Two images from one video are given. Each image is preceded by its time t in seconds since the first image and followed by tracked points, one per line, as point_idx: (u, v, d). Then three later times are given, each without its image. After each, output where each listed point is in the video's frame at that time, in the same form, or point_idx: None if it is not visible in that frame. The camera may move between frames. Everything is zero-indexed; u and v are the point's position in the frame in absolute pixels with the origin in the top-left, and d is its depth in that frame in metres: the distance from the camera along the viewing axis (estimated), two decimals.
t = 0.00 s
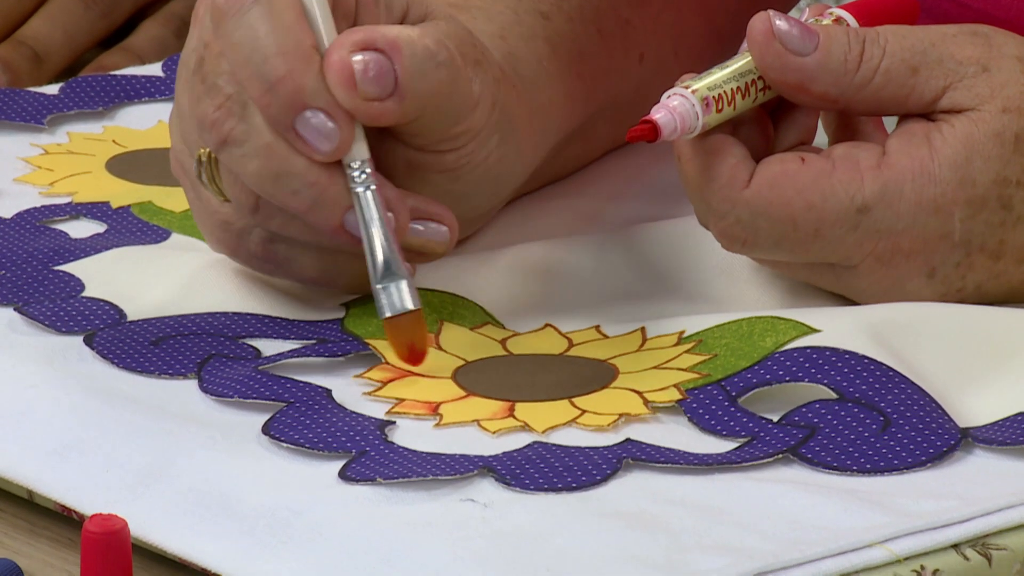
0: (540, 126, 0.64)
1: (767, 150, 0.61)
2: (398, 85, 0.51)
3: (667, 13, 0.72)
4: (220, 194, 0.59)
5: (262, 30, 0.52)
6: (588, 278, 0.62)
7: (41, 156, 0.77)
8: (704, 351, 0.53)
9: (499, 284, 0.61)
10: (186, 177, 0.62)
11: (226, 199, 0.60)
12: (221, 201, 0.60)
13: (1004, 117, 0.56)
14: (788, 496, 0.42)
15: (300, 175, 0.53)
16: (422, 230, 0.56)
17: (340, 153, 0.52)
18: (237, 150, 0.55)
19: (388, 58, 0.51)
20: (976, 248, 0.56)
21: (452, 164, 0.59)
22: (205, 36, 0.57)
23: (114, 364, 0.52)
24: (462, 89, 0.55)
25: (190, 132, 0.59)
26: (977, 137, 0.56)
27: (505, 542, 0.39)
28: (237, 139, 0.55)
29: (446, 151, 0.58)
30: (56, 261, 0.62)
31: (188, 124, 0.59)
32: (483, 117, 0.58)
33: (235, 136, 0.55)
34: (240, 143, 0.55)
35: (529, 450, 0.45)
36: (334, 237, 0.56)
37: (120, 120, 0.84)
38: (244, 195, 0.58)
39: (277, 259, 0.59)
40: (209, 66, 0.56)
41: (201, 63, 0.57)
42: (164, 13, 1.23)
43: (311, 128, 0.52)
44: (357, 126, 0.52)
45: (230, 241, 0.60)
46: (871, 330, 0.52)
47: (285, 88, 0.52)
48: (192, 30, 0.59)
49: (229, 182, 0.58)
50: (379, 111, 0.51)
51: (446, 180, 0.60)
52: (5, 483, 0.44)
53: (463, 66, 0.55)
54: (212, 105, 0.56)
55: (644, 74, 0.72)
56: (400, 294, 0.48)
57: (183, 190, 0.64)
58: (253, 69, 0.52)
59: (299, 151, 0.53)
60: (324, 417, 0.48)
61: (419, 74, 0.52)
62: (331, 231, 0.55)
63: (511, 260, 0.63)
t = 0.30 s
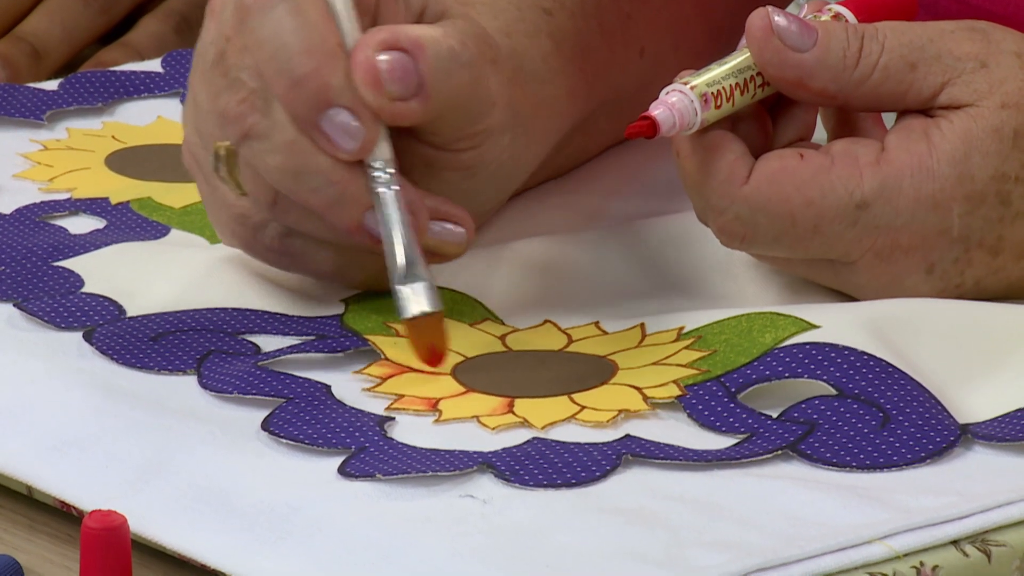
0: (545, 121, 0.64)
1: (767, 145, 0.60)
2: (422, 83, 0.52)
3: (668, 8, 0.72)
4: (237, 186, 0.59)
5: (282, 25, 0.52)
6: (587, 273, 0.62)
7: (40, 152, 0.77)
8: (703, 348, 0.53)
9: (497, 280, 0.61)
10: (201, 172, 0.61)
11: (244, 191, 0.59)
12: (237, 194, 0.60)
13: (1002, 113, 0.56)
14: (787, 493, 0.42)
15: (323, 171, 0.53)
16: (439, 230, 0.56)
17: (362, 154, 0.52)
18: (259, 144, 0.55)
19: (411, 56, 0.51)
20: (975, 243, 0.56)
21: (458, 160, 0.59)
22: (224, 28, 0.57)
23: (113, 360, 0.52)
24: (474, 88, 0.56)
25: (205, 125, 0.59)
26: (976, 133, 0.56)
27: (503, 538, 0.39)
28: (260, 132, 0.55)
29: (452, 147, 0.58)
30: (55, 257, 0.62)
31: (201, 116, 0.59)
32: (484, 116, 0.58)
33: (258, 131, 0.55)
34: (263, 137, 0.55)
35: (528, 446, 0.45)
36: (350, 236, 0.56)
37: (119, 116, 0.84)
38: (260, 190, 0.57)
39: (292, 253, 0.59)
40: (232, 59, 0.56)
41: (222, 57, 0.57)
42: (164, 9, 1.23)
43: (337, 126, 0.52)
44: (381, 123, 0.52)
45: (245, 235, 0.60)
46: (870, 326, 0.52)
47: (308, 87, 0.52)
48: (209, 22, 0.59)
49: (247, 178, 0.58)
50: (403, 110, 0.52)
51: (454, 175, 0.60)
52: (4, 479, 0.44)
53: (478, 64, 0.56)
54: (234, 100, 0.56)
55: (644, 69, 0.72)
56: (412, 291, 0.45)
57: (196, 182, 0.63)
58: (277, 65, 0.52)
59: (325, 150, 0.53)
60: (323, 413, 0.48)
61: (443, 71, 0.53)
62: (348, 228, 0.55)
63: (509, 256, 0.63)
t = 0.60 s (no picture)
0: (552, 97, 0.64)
1: (769, 142, 0.60)
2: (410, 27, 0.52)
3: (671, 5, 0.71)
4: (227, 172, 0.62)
5: None
6: (589, 270, 0.62)
7: (42, 149, 0.77)
8: (705, 346, 0.53)
9: (499, 276, 0.61)
10: (199, 164, 0.64)
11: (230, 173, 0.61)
12: (226, 176, 0.63)
13: (1005, 110, 0.56)
14: (788, 490, 0.42)
15: (283, 127, 0.53)
16: (408, 211, 0.55)
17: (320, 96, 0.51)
18: (226, 108, 0.56)
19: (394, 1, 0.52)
20: (978, 241, 0.56)
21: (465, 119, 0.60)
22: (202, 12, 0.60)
23: (115, 358, 0.52)
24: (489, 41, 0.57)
25: (197, 114, 0.62)
26: (979, 130, 0.56)
27: (505, 536, 0.39)
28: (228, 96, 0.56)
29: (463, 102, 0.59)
30: (57, 255, 0.62)
31: (190, 105, 0.63)
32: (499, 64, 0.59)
33: (225, 95, 0.56)
34: (229, 100, 0.56)
35: (529, 443, 0.45)
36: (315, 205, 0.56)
37: (121, 114, 0.83)
38: (242, 168, 0.60)
39: (281, 233, 0.61)
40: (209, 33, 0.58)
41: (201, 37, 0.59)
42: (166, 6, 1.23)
43: (294, 67, 0.51)
44: (346, 62, 0.52)
45: (237, 218, 0.62)
46: (872, 324, 0.52)
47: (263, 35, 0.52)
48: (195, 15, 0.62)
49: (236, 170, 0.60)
50: (391, 53, 0.52)
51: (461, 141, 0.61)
52: (5, 476, 0.44)
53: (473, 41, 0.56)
54: (207, 67, 0.57)
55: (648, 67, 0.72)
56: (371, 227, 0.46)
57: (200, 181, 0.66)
58: (234, 22, 0.54)
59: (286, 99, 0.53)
60: (325, 410, 0.48)
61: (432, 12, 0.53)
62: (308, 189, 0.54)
63: (511, 253, 0.62)
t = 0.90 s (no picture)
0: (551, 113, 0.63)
1: (767, 139, 0.60)
2: (435, 84, 0.52)
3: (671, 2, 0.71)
4: (250, 201, 0.58)
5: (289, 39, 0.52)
6: (587, 267, 0.62)
7: (41, 146, 0.77)
8: (704, 342, 0.53)
9: (498, 274, 0.61)
10: (211, 185, 0.61)
11: (257, 205, 0.59)
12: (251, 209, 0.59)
13: (1003, 106, 0.56)
14: (788, 487, 0.42)
15: (336, 184, 0.53)
16: (454, 232, 0.55)
17: (372, 163, 0.52)
18: (271, 161, 0.54)
19: (425, 57, 0.52)
20: (976, 237, 0.56)
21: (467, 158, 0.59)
22: (229, 45, 0.57)
23: (114, 355, 0.52)
24: (498, 85, 0.56)
25: (215, 141, 0.59)
26: (977, 127, 0.56)
27: (503, 533, 0.39)
28: (269, 145, 0.54)
29: (469, 141, 0.58)
30: (56, 252, 0.62)
31: (210, 134, 0.59)
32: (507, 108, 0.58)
33: (269, 145, 0.54)
34: (273, 152, 0.54)
35: (529, 440, 0.45)
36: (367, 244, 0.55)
37: (120, 110, 0.83)
38: (275, 204, 0.57)
39: (311, 265, 0.58)
40: (240, 77, 0.56)
41: (229, 72, 0.57)
42: (165, 3, 1.23)
43: (349, 136, 0.51)
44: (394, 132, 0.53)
45: (262, 249, 0.59)
46: (871, 321, 0.52)
47: (318, 99, 0.52)
48: (213, 39, 0.59)
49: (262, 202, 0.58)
50: (412, 111, 0.52)
51: (466, 176, 0.60)
52: (4, 473, 0.44)
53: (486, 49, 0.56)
54: (243, 117, 0.55)
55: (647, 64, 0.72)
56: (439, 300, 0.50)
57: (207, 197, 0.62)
58: (284, 83, 0.52)
59: (337, 159, 0.53)
60: (324, 407, 0.48)
61: (460, 69, 0.53)
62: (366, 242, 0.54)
63: (510, 251, 0.62)
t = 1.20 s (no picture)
0: (551, 115, 0.63)
1: (767, 140, 0.60)
2: (435, 87, 0.52)
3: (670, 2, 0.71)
4: (249, 198, 0.58)
5: (290, 37, 0.52)
6: (589, 266, 0.62)
7: (41, 146, 0.77)
8: (704, 343, 0.53)
9: (499, 274, 0.61)
10: (213, 185, 0.60)
11: (256, 204, 0.58)
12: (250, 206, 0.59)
13: (1003, 106, 0.56)
14: (788, 487, 0.42)
15: (333, 183, 0.53)
16: (452, 234, 0.55)
17: (371, 162, 0.51)
18: (268, 158, 0.54)
19: (424, 60, 0.52)
20: (976, 237, 0.56)
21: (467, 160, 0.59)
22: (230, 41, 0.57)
23: (114, 355, 0.52)
24: (497, 82, 0.56)
25: (214, 139, 0.58)
26: (977, 126, 0.56)
27: (503, 533, 0.39)
28: (269, 143, 0.54)
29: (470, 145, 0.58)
30: (56, 252, 0.62)
31: (210, 130, 0.59)
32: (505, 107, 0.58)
33: (267, 143, 0.54)
34: (271, 150, 0.54)
35: (529, 440, 0.45)
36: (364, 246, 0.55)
37: (120, 110, 0.84)
38: (273, 201, 0.56)
39: (311, 263, 0.58)
40: (240, 74, 0.56)
41: (229, 69, 0.56)
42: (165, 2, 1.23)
43: (348, 134, 0.51)
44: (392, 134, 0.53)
45: (262, 245, 0.59)
46: (872, 321, 0.52)
47: (318, 97, 0.51)
48: (214, 39, 0.59)
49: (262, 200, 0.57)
50: (412, 112, 0.52)
51: (467, 176, 0.59)
52: (4, 473, 0.44)
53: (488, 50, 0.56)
54: (243, 113, 0.55)
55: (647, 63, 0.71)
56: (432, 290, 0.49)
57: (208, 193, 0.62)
58: (285, 80, 0.52)
59: (335, 157, 0.53)
60: (324, 407, 0.48)
61: (460, 72, 0.53)
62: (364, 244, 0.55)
63: (510, 251, 0.63)
